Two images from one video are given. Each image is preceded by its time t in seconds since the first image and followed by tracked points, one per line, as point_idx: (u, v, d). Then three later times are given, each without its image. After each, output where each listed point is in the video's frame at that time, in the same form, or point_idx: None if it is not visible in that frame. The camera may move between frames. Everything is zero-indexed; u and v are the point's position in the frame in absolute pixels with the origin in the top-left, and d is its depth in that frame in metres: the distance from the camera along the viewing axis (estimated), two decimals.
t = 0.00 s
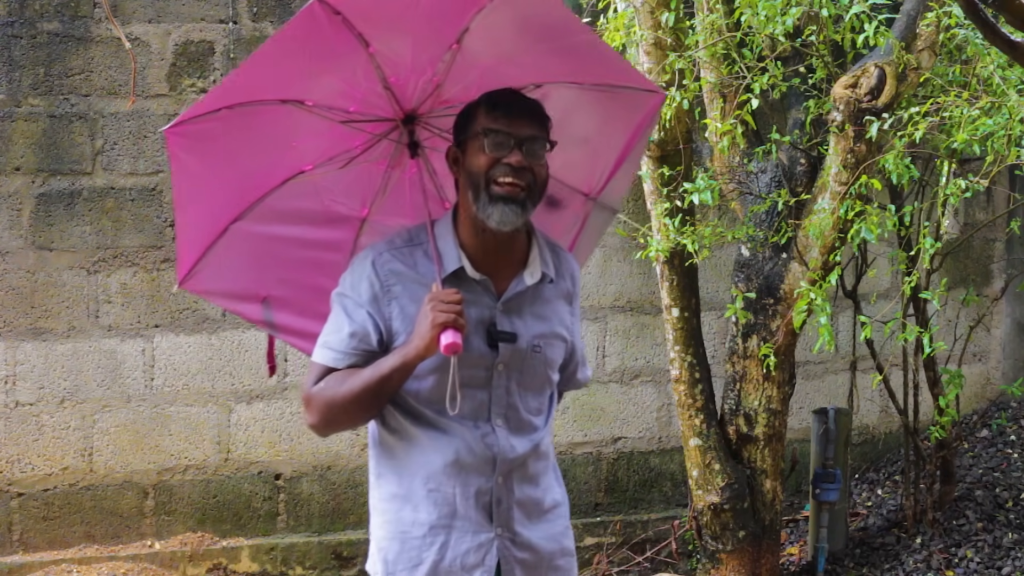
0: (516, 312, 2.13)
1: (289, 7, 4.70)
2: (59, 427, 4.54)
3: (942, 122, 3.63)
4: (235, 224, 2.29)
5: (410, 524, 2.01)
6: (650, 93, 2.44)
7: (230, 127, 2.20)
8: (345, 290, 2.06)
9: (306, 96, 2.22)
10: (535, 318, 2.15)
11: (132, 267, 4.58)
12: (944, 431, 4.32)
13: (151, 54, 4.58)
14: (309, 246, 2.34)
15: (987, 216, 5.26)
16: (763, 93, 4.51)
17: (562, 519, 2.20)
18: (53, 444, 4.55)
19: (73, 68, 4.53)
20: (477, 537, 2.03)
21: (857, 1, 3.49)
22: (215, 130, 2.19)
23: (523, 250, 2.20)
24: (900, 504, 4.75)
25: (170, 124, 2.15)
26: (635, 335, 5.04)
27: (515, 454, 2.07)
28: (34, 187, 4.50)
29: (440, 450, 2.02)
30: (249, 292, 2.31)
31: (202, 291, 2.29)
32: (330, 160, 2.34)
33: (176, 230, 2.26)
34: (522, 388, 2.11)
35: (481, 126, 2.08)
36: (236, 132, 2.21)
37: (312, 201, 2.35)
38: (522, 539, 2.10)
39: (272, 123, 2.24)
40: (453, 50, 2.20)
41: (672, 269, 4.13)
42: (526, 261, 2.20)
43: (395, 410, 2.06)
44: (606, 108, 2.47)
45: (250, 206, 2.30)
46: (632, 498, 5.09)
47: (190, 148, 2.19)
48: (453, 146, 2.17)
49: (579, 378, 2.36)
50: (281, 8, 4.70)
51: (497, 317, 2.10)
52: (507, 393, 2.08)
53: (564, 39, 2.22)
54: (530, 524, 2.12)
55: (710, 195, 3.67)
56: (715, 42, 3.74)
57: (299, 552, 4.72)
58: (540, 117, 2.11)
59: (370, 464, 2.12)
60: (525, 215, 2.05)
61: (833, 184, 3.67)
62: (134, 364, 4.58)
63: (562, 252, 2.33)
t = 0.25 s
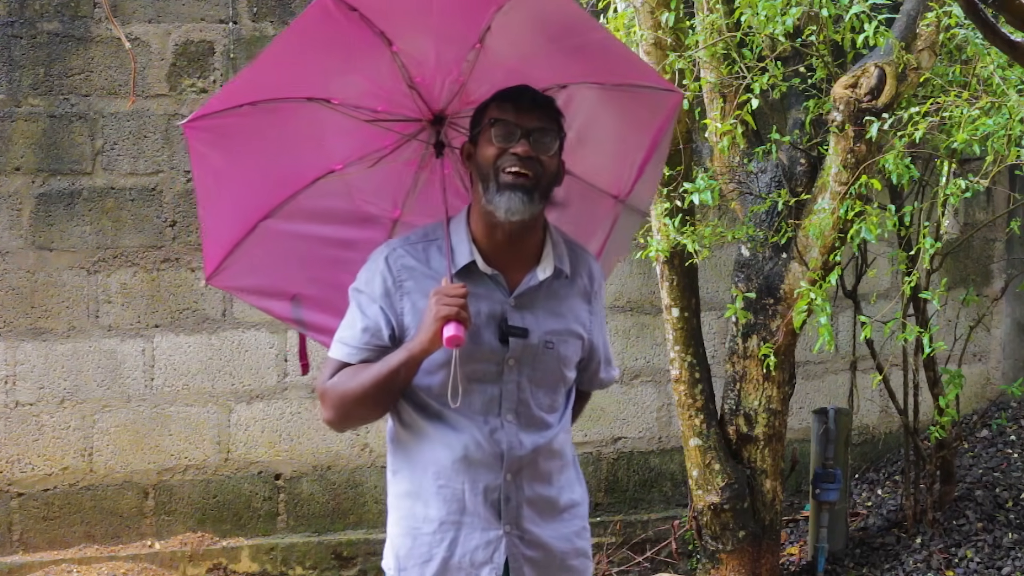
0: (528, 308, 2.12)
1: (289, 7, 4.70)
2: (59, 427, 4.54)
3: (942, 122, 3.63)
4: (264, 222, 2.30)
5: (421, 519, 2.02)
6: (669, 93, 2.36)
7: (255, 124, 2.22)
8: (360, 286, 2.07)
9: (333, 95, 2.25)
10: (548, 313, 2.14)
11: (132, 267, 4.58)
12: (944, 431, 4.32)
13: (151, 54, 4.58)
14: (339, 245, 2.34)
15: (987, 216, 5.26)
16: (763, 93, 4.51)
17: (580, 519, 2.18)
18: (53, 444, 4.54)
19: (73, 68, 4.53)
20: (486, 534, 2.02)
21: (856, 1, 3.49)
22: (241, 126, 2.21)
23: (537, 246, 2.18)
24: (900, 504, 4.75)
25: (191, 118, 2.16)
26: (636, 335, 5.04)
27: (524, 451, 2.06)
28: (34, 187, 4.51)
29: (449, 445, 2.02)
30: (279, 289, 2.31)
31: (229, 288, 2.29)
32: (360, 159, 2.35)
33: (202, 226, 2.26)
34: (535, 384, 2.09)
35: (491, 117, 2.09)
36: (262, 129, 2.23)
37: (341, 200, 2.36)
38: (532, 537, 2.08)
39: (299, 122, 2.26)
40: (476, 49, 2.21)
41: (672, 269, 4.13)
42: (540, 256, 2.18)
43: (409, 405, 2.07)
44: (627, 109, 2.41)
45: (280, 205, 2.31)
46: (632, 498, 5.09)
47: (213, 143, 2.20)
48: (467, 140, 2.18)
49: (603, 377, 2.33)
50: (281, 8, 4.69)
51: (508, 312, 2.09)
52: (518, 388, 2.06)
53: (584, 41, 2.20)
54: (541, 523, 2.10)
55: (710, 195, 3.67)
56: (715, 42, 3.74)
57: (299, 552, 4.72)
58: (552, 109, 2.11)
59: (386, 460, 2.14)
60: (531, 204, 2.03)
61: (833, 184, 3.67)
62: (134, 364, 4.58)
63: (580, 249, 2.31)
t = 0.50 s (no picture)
0: (531, 306, 2.11)
1: (289, 7, 4.70)
2: (59, 427, 4.54)
3: (942, 122, 3.62)
4: (285, 232, 2.29)
5: (424, 516, 2.04)
6: (667, 82, 2.32)
7: (266, 134, 2.23)
8: (366, 284, 2.08)
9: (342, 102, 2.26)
10: (551, 312, 2.13)
11: (132, 266, 4.58)
12: (944, 431, 4.32)
13: (151, 54, 4.58)
14: (363, 251, 2.32)
15: (987, 216, 5.26)
16: (764, 93, 4.50)
17: (586, 519, 2.17)
18: (53, 444, 4.55)
19: (73, 68, 4.53)
20: (487, 530, 2.02)
21: (856, 1, 3.49)
22: (252, 136, 2.23)
23: (542, 244, 2.17)
24: (900, 504, 4.74)
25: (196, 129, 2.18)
26: (636, 335, 5.04)
27: (525, 448, 2.06)
28: (34, 187, 4.51)
29: (451, 442, 2.02)
30: (304, 297, 2.29)
31: (253, 297, 2.29)
32: (378, 164, 2.34)
33: (221, 239, 2.25)
34: (537, 382, 2.08)
35: (511, 122, 2.06)
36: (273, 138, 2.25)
37: (362, 207, 2.35)
38: (535, 535, 2.08)
39: (310, 130, 2.27)
40: (480, 49, 2.21)
41: (672, 269, 4.13)
42: (544, 255, 2.17)
43: (414, 402, 2.07)
44: (632, 100, 2.36)
45: (301, 214, 2.30)
46: (632, 498, 5.09)
47: (221, 154, 2.22)
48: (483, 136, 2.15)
49: (618, 382, 2.31)
50: (281, 8, 4.69)
51: (510, 310, 2.09)
52: (520, 386, 2.06)
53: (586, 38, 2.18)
54: (544, 521, 2.09)
55: (710, 195, 3.66)
56: (715, 42, 3.74)
57: (299, 552, 4.72)
58: (572, 117, 2.09)
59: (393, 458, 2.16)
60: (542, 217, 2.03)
61: (833, 184, 3.67)
62: (135, 364, 4.58)
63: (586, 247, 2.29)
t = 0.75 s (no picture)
0: (534, 305, 2.12)
1: (289, 7, 4.70)
2: (59, 427, 4.54)
3: (942, 122, 3.63)
4: (293, 239, 2.29)
5: (428, 514, 2.03)
6: (662, 70, 2.33)
7: (267, 144, 2.24)
8: (368, 282, 2.08)
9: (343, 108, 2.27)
10: (554, 311, 2.13)
11: (132, 267, 4.58)
12: (944, 431, 4.32)
13: (151, 54, 4.58)
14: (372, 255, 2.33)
15: (987, 216, 5.26)
16: (764, 93, 4.51)
17: (589, 516, 2.18)
18: (53, 444, 4.55)
19: (73, 68, 4.53)
20: (492, 527, 2.02)
21: (856, 1, 3.49)
22: (254, 146, 2.23)
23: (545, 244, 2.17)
24: (900, 504, 4.75)
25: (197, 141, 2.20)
26: (636, 335, 5.04)
27: (530, 445, 2.06)
28: (34, 187, 4.51)
29: (455, 440, 2.02)
30: (315, 304, 2.30)
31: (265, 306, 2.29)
32: (383, 168, 2.34)
33: (229, 250, 2.26)
34: (540, 381, 2.08)
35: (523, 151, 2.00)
36: (275, 148, 2.25)
37: (369, 211, 2.35)
38: (539, 531, 2.08)
39: (313, 136, 2.28)
40: (475, 49, 2.19)
41: (672, 269, 4.13)
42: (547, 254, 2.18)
43: (416, 400, 2.07)
44: (629, 91, 2.37)
45: (307, 221, 2.30)
46: (632, 498, 5.09)
47: (224, 164, 2.23)
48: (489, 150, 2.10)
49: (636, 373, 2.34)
50: (281, 8, 4.69)
51: (513, 309, 2.09)
52: (523, 384, 2.06)
53: (578, 31, 2.18)
54: (548, 518, 2.10)
55: (710, 195, 3.66)
56: (715, 42, 3.74)
57: (299, 552, 4.72)
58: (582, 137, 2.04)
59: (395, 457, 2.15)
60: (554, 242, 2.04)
61: (833, 184, 3.67)
62: (134, 364, 4.58)
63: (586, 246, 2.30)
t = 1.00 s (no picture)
0: (537, 303, 2.11)
1: (289, 7, 4.70)
2: (59, 427, 4.54)
3: (942, 122, 3.63)
4: (282, 239, 2.29)
5: (430, 513, 2.04)
6: (662, 71, 2.30)
7: (261, 142, 2.23)
8: (368, 280, 2.08)
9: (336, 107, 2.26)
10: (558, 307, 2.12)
11: (132, 267, 4.57)
12: (944, 431, 4.32)
13: (151, 54, 4.58)
14: (360, 256, 2.33)
15: (987, 216, 5.26)
16: (764, 93, 4.51)
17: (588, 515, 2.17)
18: (53, 444, 4.55)
19: (73, 68, 4.53)
20: (496, 526, 2.03)
21: (857, 1, 3.49)
22: (248, 144, 2.22)
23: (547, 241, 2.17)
24: (900, 504, 4.75)
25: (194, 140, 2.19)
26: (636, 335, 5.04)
27: (536, 441, 2.05)
28: (34, 187, 4.51)
29: (458, 439, 2.02)
30: (302, 305, 2.30)
31: (252, 306, 2.29)
32: (371, 169, 2.34)
33: (219, 250, 2.26)
34: (544, 375, 2.08)
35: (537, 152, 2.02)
36: (269, 146, 2.24)
37: (358, 212, 2.35)
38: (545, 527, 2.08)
39: (306, 135, 2.27)
40: (472, 48, 2.21)
41: (672, 269, 4.13)
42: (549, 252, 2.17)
43: (415, 399, 2.07)
44: (628, 92, 2.33)
45: (298, 222, 2.30)
46: (632, 498, 5.09)
47: (219, 162, 2.22)
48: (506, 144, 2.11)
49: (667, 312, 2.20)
50: (281, 8, 4.69)
51: (515, 308, 2.09)
52: (527, 381, 2.06)
53: (578, 31, 2.18)
54: (555, 513, 2.10)
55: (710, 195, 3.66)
56: (715, 42, 3.74)
57: (299, 553, 4.72)
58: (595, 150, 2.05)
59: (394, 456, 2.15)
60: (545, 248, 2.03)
61: (833, 184, 3.67)
62: (134, 364, 4.58)
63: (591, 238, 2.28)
